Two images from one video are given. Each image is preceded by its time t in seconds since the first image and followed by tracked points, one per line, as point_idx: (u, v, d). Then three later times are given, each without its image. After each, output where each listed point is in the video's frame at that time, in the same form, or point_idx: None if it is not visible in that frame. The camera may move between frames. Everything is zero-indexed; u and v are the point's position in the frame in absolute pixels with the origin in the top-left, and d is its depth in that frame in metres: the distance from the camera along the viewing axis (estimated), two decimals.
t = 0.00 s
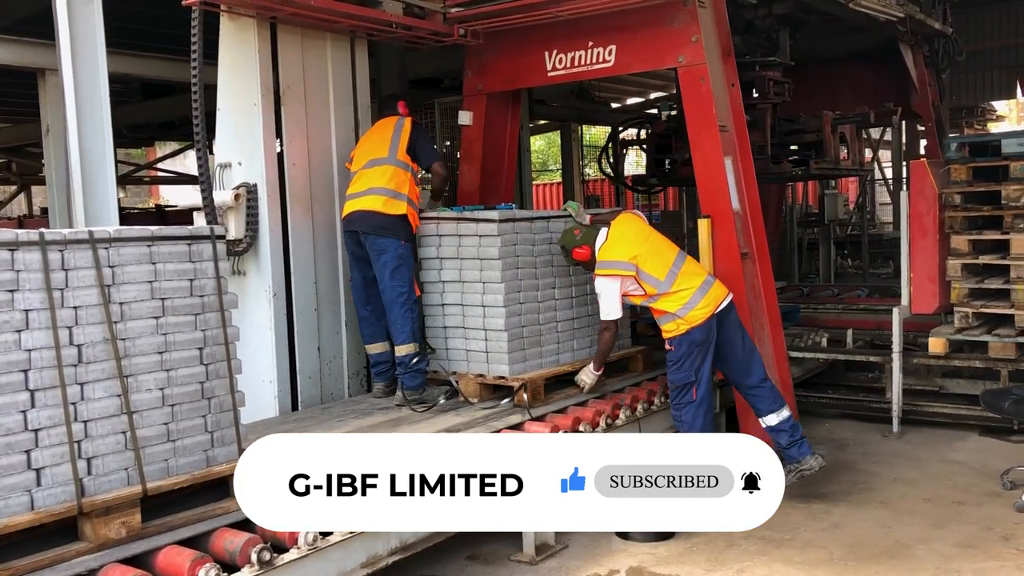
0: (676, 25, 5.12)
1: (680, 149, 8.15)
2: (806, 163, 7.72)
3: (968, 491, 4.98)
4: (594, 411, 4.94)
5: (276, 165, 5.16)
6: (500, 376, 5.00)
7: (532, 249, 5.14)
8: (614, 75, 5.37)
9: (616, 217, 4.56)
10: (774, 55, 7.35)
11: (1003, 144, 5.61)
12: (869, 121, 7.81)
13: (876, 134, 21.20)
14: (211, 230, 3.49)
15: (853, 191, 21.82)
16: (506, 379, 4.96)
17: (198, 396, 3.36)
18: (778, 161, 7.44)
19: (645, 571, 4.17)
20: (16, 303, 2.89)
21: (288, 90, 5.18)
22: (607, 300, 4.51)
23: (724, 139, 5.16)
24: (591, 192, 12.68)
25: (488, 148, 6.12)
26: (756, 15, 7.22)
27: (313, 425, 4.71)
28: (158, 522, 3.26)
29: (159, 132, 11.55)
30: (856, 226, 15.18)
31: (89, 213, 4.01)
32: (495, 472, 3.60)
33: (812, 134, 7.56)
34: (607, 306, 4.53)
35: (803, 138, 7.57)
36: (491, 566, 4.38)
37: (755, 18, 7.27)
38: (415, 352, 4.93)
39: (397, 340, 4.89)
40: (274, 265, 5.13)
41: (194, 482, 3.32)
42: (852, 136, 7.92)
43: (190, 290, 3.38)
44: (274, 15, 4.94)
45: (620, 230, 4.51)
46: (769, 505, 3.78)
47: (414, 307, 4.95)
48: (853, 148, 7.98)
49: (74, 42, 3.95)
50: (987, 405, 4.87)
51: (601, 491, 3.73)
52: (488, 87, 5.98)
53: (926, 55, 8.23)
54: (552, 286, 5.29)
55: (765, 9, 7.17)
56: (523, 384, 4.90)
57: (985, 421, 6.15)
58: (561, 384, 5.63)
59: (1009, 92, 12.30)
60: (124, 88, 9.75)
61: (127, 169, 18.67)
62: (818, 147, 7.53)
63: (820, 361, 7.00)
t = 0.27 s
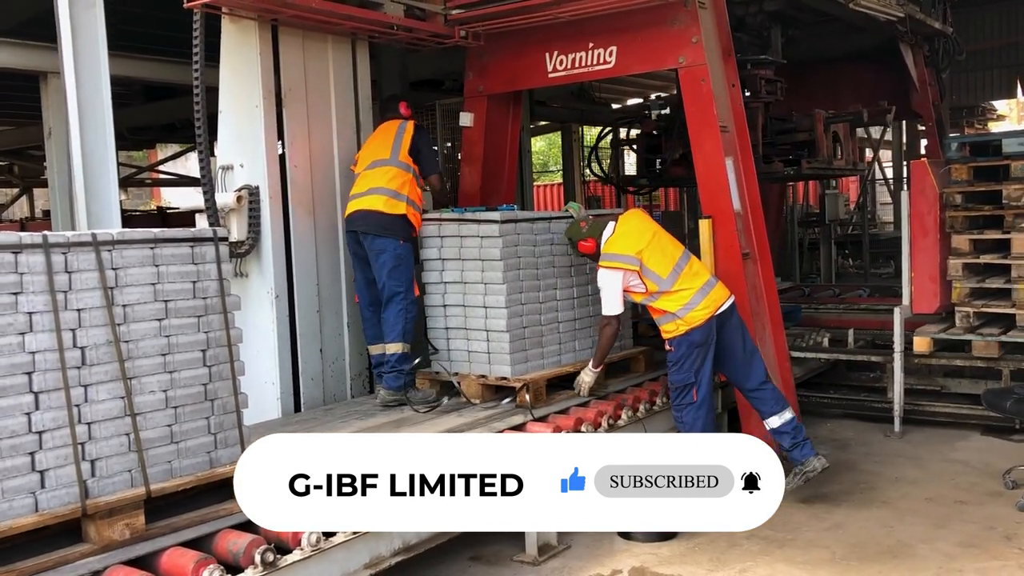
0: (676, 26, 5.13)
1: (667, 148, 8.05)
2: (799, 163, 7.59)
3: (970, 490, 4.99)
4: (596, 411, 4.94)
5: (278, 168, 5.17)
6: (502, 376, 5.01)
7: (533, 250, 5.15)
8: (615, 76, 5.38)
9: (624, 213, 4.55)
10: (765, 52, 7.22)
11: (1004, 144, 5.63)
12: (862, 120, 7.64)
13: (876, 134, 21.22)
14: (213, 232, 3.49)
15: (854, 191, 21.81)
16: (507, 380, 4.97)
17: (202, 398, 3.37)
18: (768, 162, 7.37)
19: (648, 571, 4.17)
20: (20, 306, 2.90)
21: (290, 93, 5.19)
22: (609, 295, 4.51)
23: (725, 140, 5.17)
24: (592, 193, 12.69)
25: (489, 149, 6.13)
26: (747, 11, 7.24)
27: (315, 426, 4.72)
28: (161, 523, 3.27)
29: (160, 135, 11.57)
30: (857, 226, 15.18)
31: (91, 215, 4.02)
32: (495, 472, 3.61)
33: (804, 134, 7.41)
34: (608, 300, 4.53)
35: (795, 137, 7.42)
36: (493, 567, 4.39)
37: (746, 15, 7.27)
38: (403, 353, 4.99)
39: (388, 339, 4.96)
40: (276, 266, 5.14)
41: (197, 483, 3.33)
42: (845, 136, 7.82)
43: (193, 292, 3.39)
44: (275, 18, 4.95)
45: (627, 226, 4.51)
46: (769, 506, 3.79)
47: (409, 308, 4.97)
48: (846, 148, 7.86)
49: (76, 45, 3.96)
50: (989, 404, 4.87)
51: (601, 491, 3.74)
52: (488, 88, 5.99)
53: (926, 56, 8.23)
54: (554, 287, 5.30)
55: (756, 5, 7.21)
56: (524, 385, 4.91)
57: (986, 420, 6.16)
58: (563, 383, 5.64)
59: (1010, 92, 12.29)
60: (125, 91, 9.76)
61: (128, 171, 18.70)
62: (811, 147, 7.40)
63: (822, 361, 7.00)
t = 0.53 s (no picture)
0: (678, 27, 5.13)
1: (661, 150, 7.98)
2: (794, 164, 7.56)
3: (972, 490, 4.98)
4: (598, 411, 4.94)
5: (280, 169, 5.18)
6: (504, 377, 5.01)
7: (535, 251, 5.15)
8: (616, 77, 5.37)
9: (641, 206, 4.61)
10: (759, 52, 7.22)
11: (1006, 144, 5.63)
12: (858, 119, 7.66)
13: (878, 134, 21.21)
14: (215, 233, 3.49)
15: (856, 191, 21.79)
16: (509, 381, 4.97)
17: (204, 399, 3.38)
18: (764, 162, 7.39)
19: (650, 572, 4.17)
20: (23, 308, 2.91)
21: (292, 94, 5.19)
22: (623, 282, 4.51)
23: (726, 141, 5.17)
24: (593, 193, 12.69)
25: (491, 151, 6.13)
26: (741, 9, 7.26)
27: (317, 428, 4.72)
28: (164, 525, 3.27)
29: (162, 136, 11.58)
30: (858, 226, 15.17)
31: (93, 217, 4.02)
32: (495, 472, 3.61)
33: (801, 134, 7.40)
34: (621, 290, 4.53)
35: (789, 137, 7.39)
36: (495, 568, 4.39)
37: (740, 14, 7.30)
38: (402, 353, 5.01)
39: (387, 339, 4.98)
40: (278, 267, 5.14)
41: (200, 485, 3.33)
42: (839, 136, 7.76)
43: (196, 294, 3.39)
44: (277, 19, 4.95)
45: (643, 217, 4.56)
46: (768, 506, 3.79)
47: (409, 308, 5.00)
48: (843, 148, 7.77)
49: (78, 47, 3.96)
50: (992, 404, 4.87)
51: (601, 491, 3.74)
52: (490, 89, 5.99)
53: (927, 56, 8.22)
54: (556, 288, 5.30)
55: (751, 4, 7.23)
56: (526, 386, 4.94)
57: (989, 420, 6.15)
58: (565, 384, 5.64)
59: (1011, 92, 12.28)
60: (127, 92, 9.77)
61: (129, 172, 18.70)
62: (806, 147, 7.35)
63: (824, 361, 7.00)
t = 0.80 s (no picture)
0: (678, 27, 5.13)
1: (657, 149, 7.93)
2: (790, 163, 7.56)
3: (973, 490, 4.98)
4: (599, 411, 4.95)
5: (281, 169, 5.18)
6: (504, 377, 5.01)
7: (536, 250, 5.15)
8: (616, 77, 5.37)
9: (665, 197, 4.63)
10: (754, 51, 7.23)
11: (1006, 143, 5.63)
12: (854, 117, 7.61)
13: (878, 134, 21.21)
14: (216, 233, 3.49)
15: (856, 190, 21.79)
16: (509, 381, 4.98)
17: (205, 399, 3.37)
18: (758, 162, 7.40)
19: (651, 572, 4.17)
20: (24, 308, 2.91)
21: (292, 94, 5.19)
22: (647, 262, 4.45)
23: (726, 140, 5.18)
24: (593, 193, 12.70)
25: (491, 150, 6.13)
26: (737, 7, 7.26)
27: (318, 427, 4.72)
28: (165, 525, 3.27)
29: (163, 137, 11.59)
30: (859, 225, 15.16)
31: (94, 217, 4.02)
32: (495, 472, 3.61)
33: (796, 133, 7.34)
34: (644, 270, 4.46)
35: (785, 136, 7.37)
36: (497, 567, 4.39)
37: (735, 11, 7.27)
38: (385, 354, 5.02)
39: (372, 339, 5.01)
40: (278, 266, 5.14)
41: (201, 485, 3.33)
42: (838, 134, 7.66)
43: (197, 293, 3.39)
44: (277, 19, 4.95)
45: (666, 207, 4.57)
46: (768, 506, 3.78)
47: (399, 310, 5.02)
48: (840, 147, 7.62)
49: (78, 47, 3.95)
50: (992, 403, 4.87)
51: (601, 491, 3.74)
52: (490, 89, 5.99)
53: (928, 55, 8.21)
54: (557, 288, 5.30)
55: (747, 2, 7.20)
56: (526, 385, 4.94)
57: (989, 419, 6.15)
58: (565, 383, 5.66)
59: (1011, 91, 12.28)
60: (127, 92, 9.77)
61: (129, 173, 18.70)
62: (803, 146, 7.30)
63: (824, 360, 7.00)
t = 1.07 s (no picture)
0: (677, 25, 5.12)
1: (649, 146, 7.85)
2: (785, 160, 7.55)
3: (972, 488, 4.98)
4: (598, 410, 4.94)
5: (279, 167, 5.17)
6: (504, 376, 5.01)
7: (535, 249, 5.14)
8: (616, 74, 5.37)
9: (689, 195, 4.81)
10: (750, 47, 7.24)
11: (1006, 141, 5.63)
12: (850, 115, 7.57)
13: (876, 132, 21.23)
14: (215, 231, 3.48)
15: (855, 188, 21.78)
16: (509, 380, 4.97)
17: (204, 398, 3.37)
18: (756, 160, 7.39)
19: (651, 570, 4.17)
20: (22, 306, 2.90)
21: (291, 92, 5.18)
22: (680, 244, 4.45)
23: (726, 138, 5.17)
24: (592, 191, 12.69)
25: (490, 148, 6.12)
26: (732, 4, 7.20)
27: (317, 426, 4.72)
28: (164, 523, 3.27)
29: (161, 135, 11.58)
30: (858, 223, 15.15)
31: (92, 216, 4.01)
32: (495, 472, 3.60)
33: (791, 130, 7.37)
34: (676, 251, 4.46)
35: (780, 133, 7.42)
36: (496, 566, 4.39)
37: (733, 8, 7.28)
38: (372, 357, 5.02)
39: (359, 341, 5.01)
40: (277, 265, 5.13)
41: (200, 483, 3.33)
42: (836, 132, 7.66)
43: (196, 292, 3.38)
44: (276, 17, 4.94)
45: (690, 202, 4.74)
46: (769, 506, 3.79)
47: (384, 312, 5.02)
48: (834, 145, 7.56)
49: (76, 45, 3.94)
50: (992, 401, 4.86)
51: (601, 491, 3.74)
52: (489, 87, 5.98)
53: (927, 53, 8.20)
54: (556, 286, 5.29)
55: None
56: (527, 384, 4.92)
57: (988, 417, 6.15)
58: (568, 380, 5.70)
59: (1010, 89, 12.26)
60: (125, 90, 9.75)
61: (128, 171, 18.69)
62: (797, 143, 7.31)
63: (823, 359, 7.00)
